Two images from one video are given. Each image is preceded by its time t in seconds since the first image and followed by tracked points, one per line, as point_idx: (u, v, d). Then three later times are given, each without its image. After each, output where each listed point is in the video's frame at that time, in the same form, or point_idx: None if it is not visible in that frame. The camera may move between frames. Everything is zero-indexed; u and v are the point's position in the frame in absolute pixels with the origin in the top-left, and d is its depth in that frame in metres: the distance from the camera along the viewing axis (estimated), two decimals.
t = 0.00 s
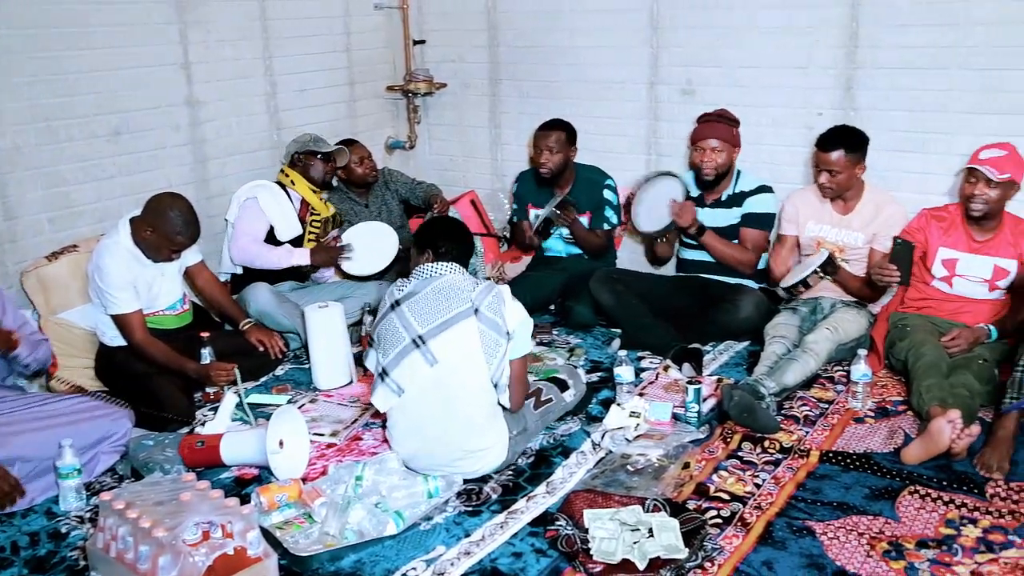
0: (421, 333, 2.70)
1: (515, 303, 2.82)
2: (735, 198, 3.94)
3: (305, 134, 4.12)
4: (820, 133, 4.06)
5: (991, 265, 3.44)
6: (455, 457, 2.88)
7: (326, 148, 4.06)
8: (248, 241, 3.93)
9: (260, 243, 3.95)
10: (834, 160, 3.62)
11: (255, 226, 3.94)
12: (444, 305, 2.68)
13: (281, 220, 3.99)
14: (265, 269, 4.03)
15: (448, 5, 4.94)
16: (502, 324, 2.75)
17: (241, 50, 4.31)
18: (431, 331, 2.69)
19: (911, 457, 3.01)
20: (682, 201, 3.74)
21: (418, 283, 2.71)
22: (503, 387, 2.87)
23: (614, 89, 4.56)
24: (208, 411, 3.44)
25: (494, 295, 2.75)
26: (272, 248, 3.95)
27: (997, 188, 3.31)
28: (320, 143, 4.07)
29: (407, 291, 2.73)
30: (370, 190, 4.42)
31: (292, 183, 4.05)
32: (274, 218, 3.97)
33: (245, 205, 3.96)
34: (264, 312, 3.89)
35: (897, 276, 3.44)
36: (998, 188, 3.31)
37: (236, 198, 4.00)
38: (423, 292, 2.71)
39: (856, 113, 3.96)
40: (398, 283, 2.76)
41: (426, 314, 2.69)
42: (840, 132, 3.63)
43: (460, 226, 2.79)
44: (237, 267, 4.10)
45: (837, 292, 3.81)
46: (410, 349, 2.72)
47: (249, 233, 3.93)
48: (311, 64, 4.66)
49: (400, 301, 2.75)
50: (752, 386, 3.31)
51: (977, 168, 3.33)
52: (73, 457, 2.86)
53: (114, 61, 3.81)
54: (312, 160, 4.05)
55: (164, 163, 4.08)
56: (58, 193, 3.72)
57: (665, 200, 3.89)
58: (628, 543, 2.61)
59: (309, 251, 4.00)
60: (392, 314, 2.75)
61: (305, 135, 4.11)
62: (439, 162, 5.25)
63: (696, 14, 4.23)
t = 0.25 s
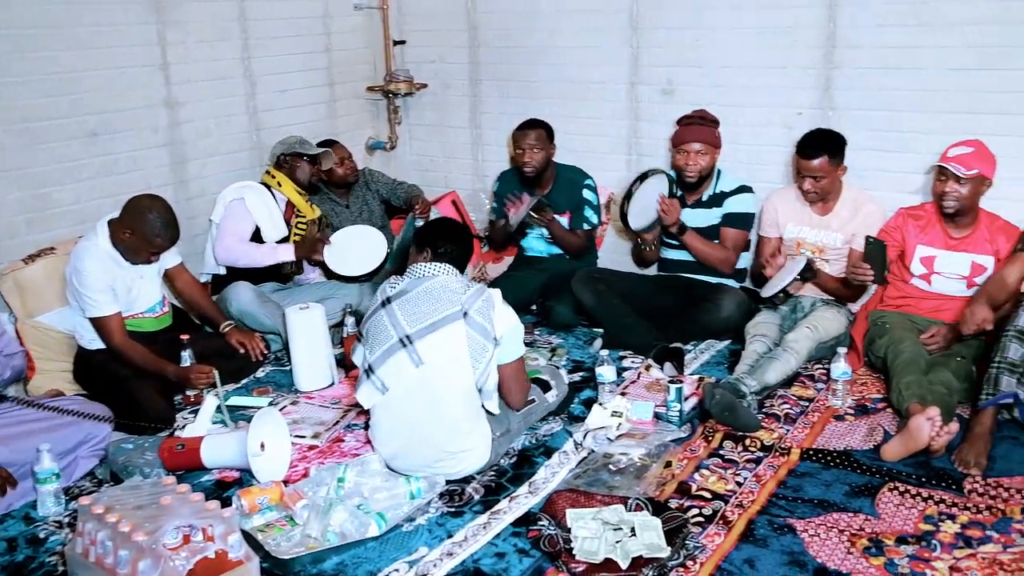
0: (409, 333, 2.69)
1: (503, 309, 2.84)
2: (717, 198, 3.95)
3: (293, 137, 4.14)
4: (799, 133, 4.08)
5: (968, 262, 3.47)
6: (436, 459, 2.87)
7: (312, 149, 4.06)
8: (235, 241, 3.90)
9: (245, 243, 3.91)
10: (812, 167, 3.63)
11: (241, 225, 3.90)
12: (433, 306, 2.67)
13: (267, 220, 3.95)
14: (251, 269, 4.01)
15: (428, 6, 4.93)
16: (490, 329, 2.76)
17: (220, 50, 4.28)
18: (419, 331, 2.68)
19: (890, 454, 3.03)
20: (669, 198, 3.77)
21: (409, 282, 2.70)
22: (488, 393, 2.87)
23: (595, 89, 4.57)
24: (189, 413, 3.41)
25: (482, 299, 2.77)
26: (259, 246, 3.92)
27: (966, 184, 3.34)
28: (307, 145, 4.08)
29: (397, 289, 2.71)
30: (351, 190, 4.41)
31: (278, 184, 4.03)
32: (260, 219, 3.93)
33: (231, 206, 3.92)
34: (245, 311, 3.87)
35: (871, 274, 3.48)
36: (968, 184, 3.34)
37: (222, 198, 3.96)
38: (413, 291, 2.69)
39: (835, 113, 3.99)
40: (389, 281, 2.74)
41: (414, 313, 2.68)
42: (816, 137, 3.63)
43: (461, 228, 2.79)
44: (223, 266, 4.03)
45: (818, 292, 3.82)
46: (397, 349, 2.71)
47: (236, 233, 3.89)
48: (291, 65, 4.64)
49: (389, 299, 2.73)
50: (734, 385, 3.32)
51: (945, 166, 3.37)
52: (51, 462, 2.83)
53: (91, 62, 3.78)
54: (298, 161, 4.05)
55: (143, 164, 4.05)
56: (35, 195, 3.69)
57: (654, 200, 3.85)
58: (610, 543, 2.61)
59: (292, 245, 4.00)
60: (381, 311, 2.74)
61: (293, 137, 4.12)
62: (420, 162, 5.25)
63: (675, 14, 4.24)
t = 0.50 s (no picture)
0: (387, 333, 2.67)
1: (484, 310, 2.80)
2: (691, 197, 3.98)
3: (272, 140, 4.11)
4: (771, 132, 4.11)
5: (937, 259, 3.51)
6: (414, 460, 2.87)
7: (293, 154, 4.07)
8: (218, 240, 3.87)
9: (229, 241, 3.89)
10: (790, 179, 3.64)
11: (222, 225, 3.87)
12: (411, 306, 2.66)
13: (247, 219, 3.94)
14: (228, 267, 3.98)
15: (402, 6, 4.92)
16: (469, 330, 2.73)
17: (192, 51, 4.25)
18: (397, 331, 2.66)
19: (864, 450, 3.07)
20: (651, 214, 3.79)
21: (388, 282, 2.70)
22: (465, 392, 2.87)
23: (569, 89, 4.58)
24: (162, 418, 3.39)
25: (462, 300, 2.74)
26: (243, 241, 3.90)
27: (934, 180, 3.37)
28: (286, 149, 4.08)
29: (377, 289, 2.71)
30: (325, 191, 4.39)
31: (256, 186, 4.04)
32: (240, 219, 3.92)
33: (210, 206, 3.88)
34: (219, 312, 3.85)
35: (841, 270, 3.53)
36: (936, 181, 3.38)
37: (200, 198, 3.92)
38: (392, 291, 2.69)
39: (807, 113, 4.02)
40: (368, 281, 2.74)
41: (392, 313, 2.66)
42: (786, 145, 3.63)
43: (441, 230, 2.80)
44: (202, 266, 3.99)
45: (791, 290, 3.86)
46: (374, 348, 2.69)
47: (218, 232, 3.87)
48: (264, 66, 4.62)
49: (369, 300, 2.72)
50: (710, 382, 3.33)
51: (914, 163, 3.41)
52: (22, 469, 2.80)
53: (60, 63, 3.74)
54: (278, 165, 4.06)
55: (115, 166, 4.02)
56: (4, 198, 3.64)
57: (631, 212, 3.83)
58: (587, 542, 2.62)
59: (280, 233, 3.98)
60: (359, 311, 2.73)
61: (271, 140, 4.09)
62: (395, 163, 5.24)
63: (649, 14, 4.26)
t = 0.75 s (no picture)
0: (358, 335, 2.66)
1: (452, 305, 2.80)
2: (672, 196, 3.99)
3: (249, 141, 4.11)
4: (749, 132, 4.13)
5: (914, 257, 3.54)
6: (395, 461, 2.86)
7: (271, 154, 4.06)
8: (197, 244, 3.86)
9: (208, 245, 3.87)
10: (771, 185, 3.66)
11: (201, 229, 3.86)
12: (380, 306, 2.65)
13: (225, 220, 3.92)
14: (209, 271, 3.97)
15: (380, 7, 4.92)
16: (438, 325, 2.73)
17: (169, 52, 4.23)
18: (367, 333, 2.66)
19: (843, 448, 3.08)
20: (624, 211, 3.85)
21: (355, 285, 2.69)
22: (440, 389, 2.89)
23: (548, 90, 4.59)
24: (141, 421, 3.35)
25: (429, 297, 2.73)
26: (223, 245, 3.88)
27: (917, 179, 3.40)
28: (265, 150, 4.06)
29: (344, 293, 2.70)
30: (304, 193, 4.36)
31: (234, 187, 4.03)
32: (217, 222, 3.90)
33: (189, 208, 3.88)
34: (198, 314, 3.84)
35: (822, 266, 3.53)
36: (918, 179, 3.40)
37: (179, 201, 3.92)
38: (360, 293, 2.68)
39: (784, 112, 4.04)
40: (335, 286, 2.73)
41: (361, 315, 2.66)
42: (759, 154, 3.66)
43: (405, 228, 2.78)
44: (180, 269, 3.97)
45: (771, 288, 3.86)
46: (346, 351, 2.68)
47: (199, 236, 3.86)
48: (242, 67, 4.60)
49: (337, 303, 2.71)
50: (690, 382, 3.36)
51: (898, 161, 3.43)
52: None
53: (35, 64, 3.70)
54: (256, 165, 4.04)
55: (91, 168, 3.98)
56: None
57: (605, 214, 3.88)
58: (569, 541, 2.62)
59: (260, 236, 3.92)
60: (329, 316, 2.72)
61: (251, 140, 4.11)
62: (375, 164, 5.24)
63: (627, 14, 4.27)
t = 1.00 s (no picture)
0: (324, 336, 2.64)
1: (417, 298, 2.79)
2: (647, 194, 4.01)
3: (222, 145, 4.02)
4: (723, 132, 4.16)
5: (887, 256, 3.59)
6: (372, 462, 2.84)
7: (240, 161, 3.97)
8: (166, 251, 3.81)
9: (178, 253, 3.83)
10: (745, 179, 3.67)
11: (168, 237, 3.81)
12: (343, 305, 2.63)
13: (193, 228, 3.86)
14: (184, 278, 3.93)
15: (355, 8, 4.91)
16: (403, 318, 2.71)
17: (141, 53, 4.19)
18: (333, 333, 2.63)
19: (818, 445, 3.10)
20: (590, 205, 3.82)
21: (317, 287, 2.67)
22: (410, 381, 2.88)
23: (523, 90, 4.59)
24: (114, 426, 3.35)
25: (393, 292, 2.71)
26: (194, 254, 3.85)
27: (897, 182, 3.43)
28: (235, 157, 3.98)
29: (306, 296, 2.68)
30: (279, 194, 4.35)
31: (200, 193, 3.96)
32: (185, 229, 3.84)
33: (154, 216, 3.81)
34: (171, 319, 3.79)
35: (803, 265, 3.54)
36: (898, 182, 3.44)
37: (140, 207, 3.84)
38: (323, 295, 2.66)
39: (758, 112, 4.07)
40: (297, 290, 2.71)
41: (326, 316, 2.63)
42: (735, 151, 3.67)
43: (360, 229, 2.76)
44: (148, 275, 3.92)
45: (744, 288, 3.90)
46: (314, 353, 2.66)
47: (166, 245, 3.80)
48: (216, 68, 4.57)
49: (301, 308, 2.69)
50: (667, 381, 3.36)
51: (880, 162, 3.45)
52: None
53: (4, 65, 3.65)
54: (223, 171, 3.96)
55: (62, 170, 3.94)
56: None
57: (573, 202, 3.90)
58: (546, 542, 2.62)
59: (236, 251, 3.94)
60: (293, 321, 2.70)
61: (224, 144, 4.01)
62: (350, 165, 5.23)
63: (601, 15, 4.28)
